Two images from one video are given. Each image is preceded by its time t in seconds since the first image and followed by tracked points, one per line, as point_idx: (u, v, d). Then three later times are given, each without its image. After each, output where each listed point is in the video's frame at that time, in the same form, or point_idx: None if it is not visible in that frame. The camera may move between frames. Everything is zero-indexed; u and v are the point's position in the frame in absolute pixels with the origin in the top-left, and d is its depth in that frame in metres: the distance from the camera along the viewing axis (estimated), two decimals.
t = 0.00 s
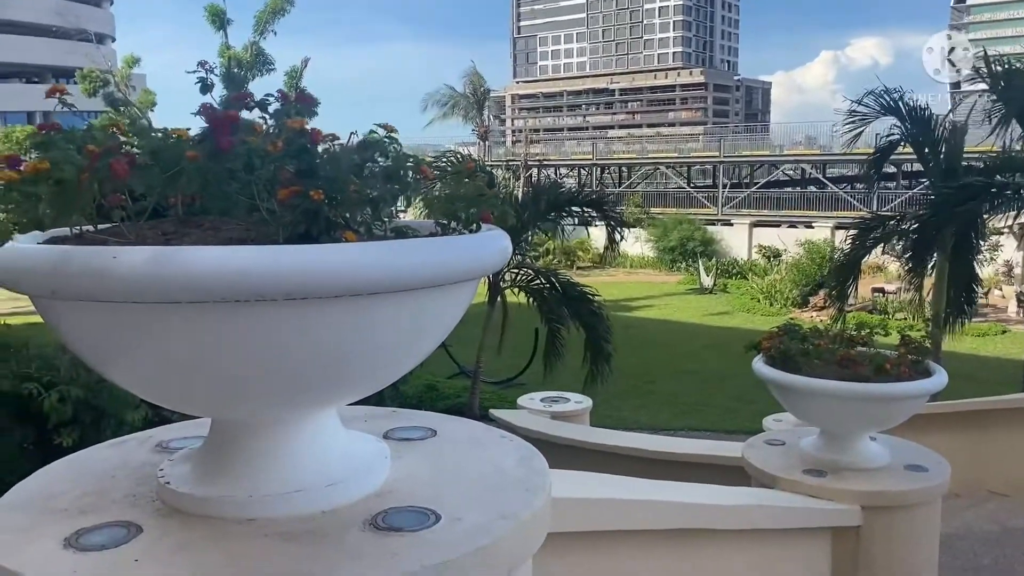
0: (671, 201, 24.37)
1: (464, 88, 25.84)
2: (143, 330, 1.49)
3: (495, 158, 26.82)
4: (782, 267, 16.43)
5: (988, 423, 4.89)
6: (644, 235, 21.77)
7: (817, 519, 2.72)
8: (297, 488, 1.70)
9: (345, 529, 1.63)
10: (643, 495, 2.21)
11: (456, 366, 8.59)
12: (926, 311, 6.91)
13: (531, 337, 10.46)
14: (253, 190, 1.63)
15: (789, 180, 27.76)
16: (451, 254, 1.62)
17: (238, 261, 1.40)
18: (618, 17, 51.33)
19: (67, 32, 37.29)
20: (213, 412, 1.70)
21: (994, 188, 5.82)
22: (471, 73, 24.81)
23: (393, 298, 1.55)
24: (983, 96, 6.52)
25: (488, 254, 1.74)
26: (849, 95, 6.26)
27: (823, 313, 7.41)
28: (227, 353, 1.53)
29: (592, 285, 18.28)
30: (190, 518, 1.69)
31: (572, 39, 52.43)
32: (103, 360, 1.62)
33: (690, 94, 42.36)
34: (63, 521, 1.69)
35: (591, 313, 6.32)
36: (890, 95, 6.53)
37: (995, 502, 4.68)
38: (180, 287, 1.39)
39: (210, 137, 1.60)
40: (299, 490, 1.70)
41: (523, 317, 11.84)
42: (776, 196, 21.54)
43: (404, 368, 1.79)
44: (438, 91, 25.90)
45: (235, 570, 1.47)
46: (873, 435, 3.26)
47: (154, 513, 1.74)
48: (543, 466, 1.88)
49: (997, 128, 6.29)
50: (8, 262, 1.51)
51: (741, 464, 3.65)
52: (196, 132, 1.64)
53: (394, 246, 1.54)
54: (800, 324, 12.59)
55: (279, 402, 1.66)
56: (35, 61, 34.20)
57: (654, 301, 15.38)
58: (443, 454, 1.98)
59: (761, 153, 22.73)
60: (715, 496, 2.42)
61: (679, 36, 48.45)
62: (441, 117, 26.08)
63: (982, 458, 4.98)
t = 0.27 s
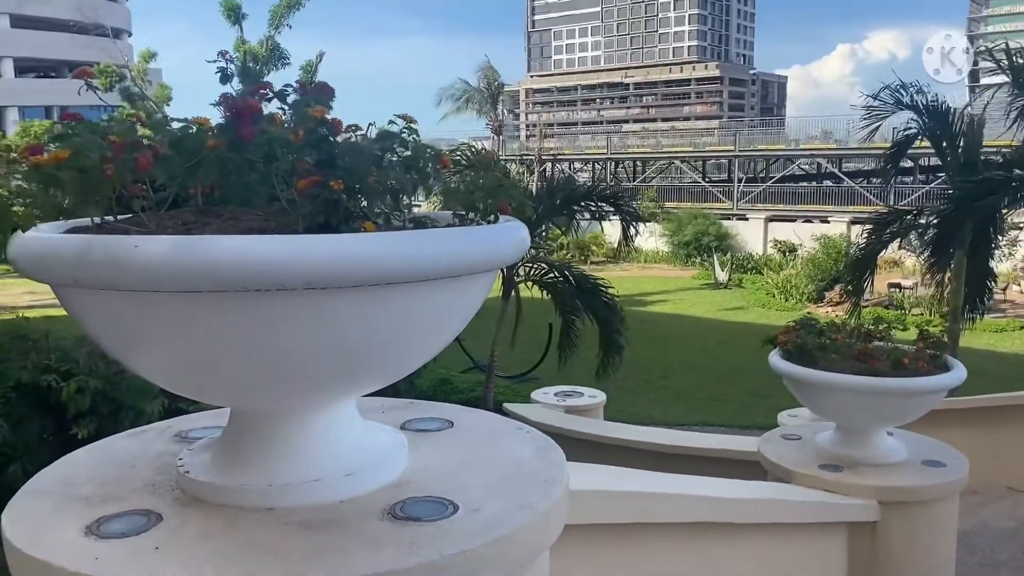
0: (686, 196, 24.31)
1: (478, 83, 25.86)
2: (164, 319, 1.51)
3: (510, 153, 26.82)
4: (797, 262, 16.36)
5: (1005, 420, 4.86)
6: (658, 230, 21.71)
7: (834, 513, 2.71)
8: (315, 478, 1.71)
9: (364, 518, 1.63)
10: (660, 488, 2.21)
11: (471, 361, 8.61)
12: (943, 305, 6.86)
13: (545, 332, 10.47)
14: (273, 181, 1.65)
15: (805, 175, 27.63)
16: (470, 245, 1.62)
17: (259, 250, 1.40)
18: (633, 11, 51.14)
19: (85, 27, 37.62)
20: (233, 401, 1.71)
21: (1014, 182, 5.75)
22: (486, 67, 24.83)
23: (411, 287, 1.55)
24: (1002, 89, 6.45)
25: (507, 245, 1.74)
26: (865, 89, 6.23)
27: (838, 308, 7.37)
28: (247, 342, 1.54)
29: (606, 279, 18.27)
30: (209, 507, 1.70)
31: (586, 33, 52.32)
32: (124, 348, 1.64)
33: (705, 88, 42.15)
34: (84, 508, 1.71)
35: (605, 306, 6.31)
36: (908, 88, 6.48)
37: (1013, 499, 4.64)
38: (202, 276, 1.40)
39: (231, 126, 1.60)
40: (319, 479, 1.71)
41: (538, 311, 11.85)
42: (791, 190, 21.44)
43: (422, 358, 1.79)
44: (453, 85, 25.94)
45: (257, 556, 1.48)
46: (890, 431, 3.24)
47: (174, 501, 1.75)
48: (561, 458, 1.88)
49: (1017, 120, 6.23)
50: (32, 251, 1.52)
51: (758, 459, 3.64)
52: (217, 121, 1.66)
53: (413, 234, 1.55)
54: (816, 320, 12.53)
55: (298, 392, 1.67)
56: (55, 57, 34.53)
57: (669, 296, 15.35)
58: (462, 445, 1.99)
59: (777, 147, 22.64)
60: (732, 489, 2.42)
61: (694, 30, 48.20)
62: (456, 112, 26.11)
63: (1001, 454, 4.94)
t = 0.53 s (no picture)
0: (699, 190, 24.24)
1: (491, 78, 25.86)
2: (184, 308, 1.51)
3: (523, 148, 26.81)
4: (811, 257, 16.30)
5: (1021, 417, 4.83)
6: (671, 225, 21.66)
7: (850, 509, 2.69)
8: (333, 466, 1.72)
9: (381, 507, 1.64)
10: (676, 480, 2.20)
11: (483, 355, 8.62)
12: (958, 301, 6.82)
13: (558, 326, 10.48)
14: (291, 170, 1.65)
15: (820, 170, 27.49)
16: (487, 234, 1.62)
17: (277, 238, 1.40)
18: (646, 6, 50.95)
19: (102, 22, 37.85)
20: (251, 391, 1.72)
21: None
22: (499, 62, 24.83)
23: (429, 275, 1.55)
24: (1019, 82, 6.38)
25: (523, 235, 1.74)
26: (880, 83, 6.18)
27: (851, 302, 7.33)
28: (265, 330, 1.54)
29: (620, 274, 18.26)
30: (227, 495, 1.72)
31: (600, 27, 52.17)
32: (143, 336, 1.64)
33: (719, 82, 41.94)
34: (104, 496, 1.72)
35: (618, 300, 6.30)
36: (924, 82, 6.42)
37: None
38: (221, 262, 1.40)
39: (250, 114, 1.61)
40: (336, 467, 1.71)
41: (551, 306, 11.87)
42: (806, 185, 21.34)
43: (439, 347, 1.79)
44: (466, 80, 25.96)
45: (276, 543, 1.49)
46: (905, 426, 3.22)
47: (192, 489, 1.76)
48: (577, 450, 1.88)
49: None
50: (51, 239, 1.53)
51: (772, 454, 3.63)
52: (235, 109, 1.66)
53: (429, 222, 1.55)
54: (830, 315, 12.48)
55: (315, 381, 1.68)
56: (71, 53, 34.79)
57: (683, 290, 15.32)
58: (477, 436, 1.99)
59: (791, 142, 22.55)
60: (748, 483, 2.41)
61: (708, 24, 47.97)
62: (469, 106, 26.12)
63: (1017, 451, 4.92)
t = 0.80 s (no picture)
0: (712, 186, 24.16)
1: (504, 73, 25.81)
2: (200, 295, 1.52)
3: (536, 143, 26.77)
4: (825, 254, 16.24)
5: None
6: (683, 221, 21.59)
7: (864, 503, 2.68)
8: (347, 455, 1.72)
9: (396, 495, 1.64)
10: (689, 472, 2.20)
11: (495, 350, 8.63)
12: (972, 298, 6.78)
13: (571, 322, 10.48)
14: (306, 158, 1.65)
15: (833, 166, 27.34)
16: (501, 223, 1.62)
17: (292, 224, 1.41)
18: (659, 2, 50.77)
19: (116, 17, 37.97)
20: (266, 377, 1.72)
21: None
22: (511, 57, 24.78)
23: (444, 262, 1.55)
24: None
25: (538, 224, 1.73)
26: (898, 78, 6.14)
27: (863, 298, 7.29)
28: (281, 317, 1.55)
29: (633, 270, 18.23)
30: (242, 482, 1.72)
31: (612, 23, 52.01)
32: (159, 322, 1.65)
33: (733, 78, 41.75)
34: (120, 483, 1.73)
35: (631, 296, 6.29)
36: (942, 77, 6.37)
37: None
38: (236, 249, 1.40)
39: (265, 102, 1.61)
40: (350, 455, 1.72)
41: (563, 301, 11.87)
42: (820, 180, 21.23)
43: (452, 336, 1.80)
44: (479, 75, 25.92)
45: (291, 529, 1.50)
46: (920, 421, 3.21)
47: (207, 477, 1.77)
48: (591, 441, 1.87)
49: None
50: (68, 226, 1.54)
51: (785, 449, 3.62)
52: (250, 97, 1.66)
53: (444, 209, 1.55)
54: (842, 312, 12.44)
55: (329, 368, 1.68)
56: (87, 48, 35.00)
57: (696, 286, 15.30)
58: (491, 426, 1.99)
59: (805, 139, 22.46)
60: (761, 477, 2.40)
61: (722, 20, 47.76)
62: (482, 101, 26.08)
63: None
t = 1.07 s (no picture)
0: (725, 183, 24.07)
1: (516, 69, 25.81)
2: (216, 287, 1.53)
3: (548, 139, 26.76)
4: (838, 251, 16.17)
5: None
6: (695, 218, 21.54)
7: (877, 501, 2.67)
8: (361, 448, 1.72)
9: (410, 487, 1.64)
10: (702, 467, 2.20)
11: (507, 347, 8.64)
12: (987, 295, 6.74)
13: (583, 319, 10.48)
14: (321, 151, 1.66)
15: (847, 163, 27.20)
16: (515, 215, 1.62)
17: (307, 216, 1.41)
18: None
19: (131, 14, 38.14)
20: (282, 370, 1.73)
21: None
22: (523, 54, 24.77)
23: (458, 254, 1.55)
24: None
25: (553, 219, 1.73)
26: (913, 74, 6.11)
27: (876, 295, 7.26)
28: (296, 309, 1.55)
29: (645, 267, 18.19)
30: (257, 474, 1.73)
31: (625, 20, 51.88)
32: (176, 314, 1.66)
33: (745, 74, 41.55)
34: (136, 474, 1.74)
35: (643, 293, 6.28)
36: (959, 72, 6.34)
37: None
38: (252, 241, 1.41)
39: (281, 95, 1.61)
40: (364, 448, 1.72)
41: (575, 298, 11.88)
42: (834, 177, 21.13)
43: (466, 330, 1.80)
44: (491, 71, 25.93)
45: (306, 521, 1.50)
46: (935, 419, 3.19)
47: (222, 469, 1.78)
48: (605, 435, 1.87)
49: None
50: (85, 218, 1.54)
51: (798, 447, 3.61)
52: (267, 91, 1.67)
53: (459, 202, 1.55)
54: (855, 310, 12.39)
55: (344, 361, 1.68)
56: (103, 44, 35.20)
57: (708, 284, 15.27)
58: (505, 420, 1.99)
59: (819, 136, 22.35)
60: (774, 473, 2.39)
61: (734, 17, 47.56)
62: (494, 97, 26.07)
63: None
